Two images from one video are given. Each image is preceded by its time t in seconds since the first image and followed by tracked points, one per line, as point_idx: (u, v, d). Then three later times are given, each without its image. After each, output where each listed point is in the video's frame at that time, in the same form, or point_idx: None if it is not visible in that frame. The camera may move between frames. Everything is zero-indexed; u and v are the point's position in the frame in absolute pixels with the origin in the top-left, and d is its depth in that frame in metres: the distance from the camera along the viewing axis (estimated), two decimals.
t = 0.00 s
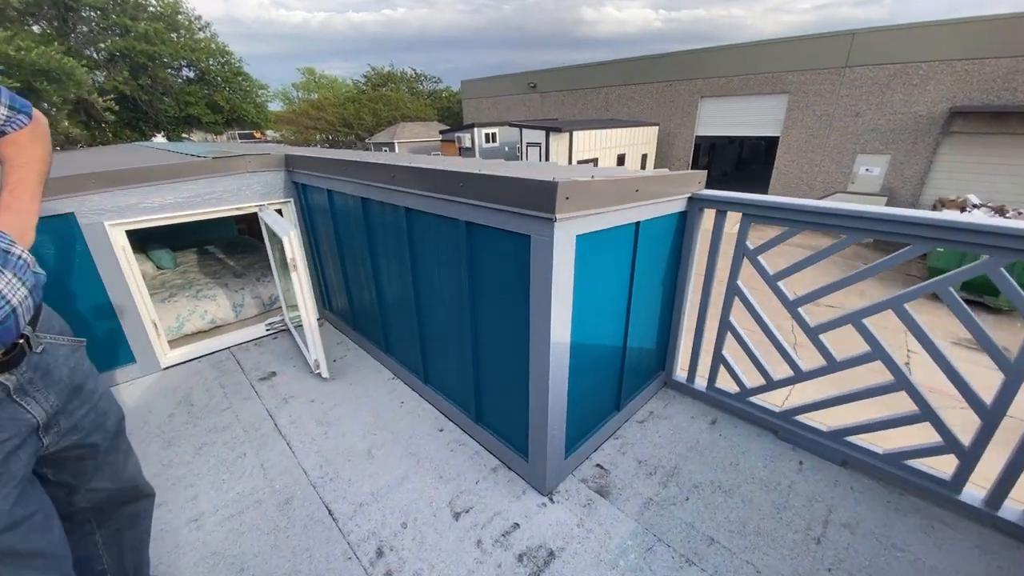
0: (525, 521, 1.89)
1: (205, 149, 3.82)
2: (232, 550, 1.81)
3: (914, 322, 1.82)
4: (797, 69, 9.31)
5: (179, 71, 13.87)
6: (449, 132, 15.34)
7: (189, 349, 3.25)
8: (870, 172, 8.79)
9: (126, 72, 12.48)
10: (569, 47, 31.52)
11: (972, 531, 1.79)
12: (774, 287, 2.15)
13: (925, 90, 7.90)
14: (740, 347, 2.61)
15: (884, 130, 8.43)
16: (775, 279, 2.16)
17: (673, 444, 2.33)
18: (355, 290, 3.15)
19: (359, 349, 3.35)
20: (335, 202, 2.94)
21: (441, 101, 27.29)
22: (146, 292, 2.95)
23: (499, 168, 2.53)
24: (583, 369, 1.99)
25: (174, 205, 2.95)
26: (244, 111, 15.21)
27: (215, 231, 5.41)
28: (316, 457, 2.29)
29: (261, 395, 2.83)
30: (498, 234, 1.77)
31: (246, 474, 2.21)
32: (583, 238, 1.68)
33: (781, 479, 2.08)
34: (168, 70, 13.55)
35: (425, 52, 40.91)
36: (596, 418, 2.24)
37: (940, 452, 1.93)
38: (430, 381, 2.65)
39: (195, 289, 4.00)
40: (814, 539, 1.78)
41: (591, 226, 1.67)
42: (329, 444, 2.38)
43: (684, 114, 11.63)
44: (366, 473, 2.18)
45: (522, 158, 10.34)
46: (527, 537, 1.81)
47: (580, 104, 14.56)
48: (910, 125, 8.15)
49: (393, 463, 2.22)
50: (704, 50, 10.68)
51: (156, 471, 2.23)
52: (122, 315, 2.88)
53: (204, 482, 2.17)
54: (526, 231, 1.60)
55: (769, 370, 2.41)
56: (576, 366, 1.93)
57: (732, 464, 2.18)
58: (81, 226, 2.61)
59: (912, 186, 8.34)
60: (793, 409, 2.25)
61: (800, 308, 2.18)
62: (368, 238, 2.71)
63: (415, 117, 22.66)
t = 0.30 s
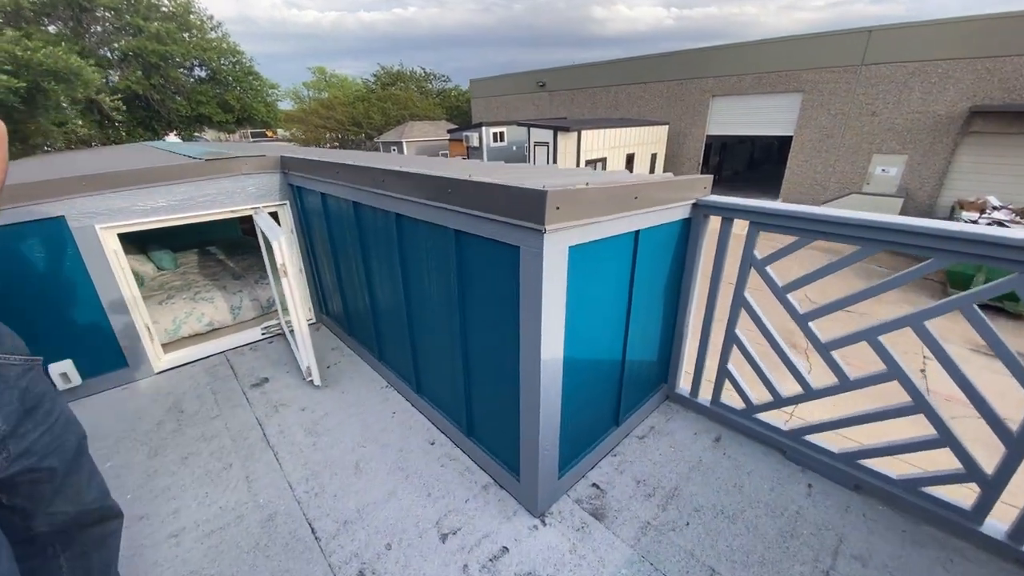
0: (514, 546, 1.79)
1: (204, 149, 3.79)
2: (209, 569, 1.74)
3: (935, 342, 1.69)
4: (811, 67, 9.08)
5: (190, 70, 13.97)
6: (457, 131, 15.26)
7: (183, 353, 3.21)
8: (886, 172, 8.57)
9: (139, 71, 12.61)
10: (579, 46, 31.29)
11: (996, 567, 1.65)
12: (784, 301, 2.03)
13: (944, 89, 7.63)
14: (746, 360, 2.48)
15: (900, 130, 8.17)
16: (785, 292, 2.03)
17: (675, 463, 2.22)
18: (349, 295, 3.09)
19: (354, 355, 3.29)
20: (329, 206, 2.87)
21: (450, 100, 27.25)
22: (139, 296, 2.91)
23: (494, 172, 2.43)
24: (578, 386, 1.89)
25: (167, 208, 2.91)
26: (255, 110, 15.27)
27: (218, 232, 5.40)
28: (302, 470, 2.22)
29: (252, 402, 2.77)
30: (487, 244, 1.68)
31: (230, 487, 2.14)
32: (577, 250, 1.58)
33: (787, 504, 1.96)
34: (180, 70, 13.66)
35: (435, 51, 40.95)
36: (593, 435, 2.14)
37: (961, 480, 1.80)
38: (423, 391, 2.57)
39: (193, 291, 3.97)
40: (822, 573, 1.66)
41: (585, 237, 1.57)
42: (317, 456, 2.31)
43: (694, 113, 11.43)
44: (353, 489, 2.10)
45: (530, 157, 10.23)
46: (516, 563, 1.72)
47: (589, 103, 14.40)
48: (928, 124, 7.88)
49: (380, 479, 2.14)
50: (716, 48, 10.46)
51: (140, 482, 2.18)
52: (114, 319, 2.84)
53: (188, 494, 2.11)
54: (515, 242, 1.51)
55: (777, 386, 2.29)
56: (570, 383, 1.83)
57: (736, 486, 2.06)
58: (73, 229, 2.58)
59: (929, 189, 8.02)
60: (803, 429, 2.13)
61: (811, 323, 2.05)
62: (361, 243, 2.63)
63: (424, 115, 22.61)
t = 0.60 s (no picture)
0: (511, 567, 1.69)
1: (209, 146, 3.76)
2: None
3: (976, 361, 1.54)
4: (832, 64, 8.78)
5: (207, 68, 14.10)
6: (468, 129, 15.16)
7: (184, 352, 3.17)
8: (909, 173, 8.23)
9: (157, 68, 12.74)
10: (593, 43, 30.99)
11: None
12: (805, 311, 1.89)
13: (971, 87, 7.30)
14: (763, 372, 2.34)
15: (925, 130, 7.85)
16: (807, 301, 1.89)
17: (685, 480, 2.10)
18: (351, 295, 3.02)
19: (356, 356, 3.22)
20: (330, 204, 2.80)
21: (463, 98, 27.22)
22: (140, 293, 2.87)
23: (499, 170, 2.33)
24: (583, 398, 1.78)
25: (169, 205, 2.86)
26: (269, 108, 15.29)
27: (225, 228, 5.38)
28: (296, 476, 2.15)
29: (249, 404, 2.72)
30: (486, 248, 1.58)
31: (222, 493, 2.08)
32: (583, 256, 1.47)
33: (806, 530, 1.83)
34: (197, 67, 13.79)
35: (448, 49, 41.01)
36: (598, 449, 2.03)
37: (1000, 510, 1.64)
38: (422, 397, 2.49)
39: (198, 288, 3.94)
40: None
41: (592, 243, 1.46)
42: (312, 463, 2.24)
43: (710, 111, 11.17)
44: (347, 499, 2.02)
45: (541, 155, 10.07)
46: None
47: (602, 101, 14.19)
48: (953, 124, 7.53)
49: (375, 489, 2.06)
50: (733, 44, 10.18)
51: (132, 485, 2.13)
52: (115, 317, 2.81)
53: (180, 499, 2.05)
54: (515, 247, 1.40)
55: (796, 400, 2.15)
56: (573, 395, 1.72)
57: (751, 508, 1.94)
58: (72, 225, 2.54)
59: (953, 191, 7.72)
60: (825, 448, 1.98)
61: (835, 335, 1.91)
62: (361, 244, 2.56)
63: (436, 113, 22.57)
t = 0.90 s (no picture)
0: None
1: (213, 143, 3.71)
2: None
3: None
4: (858, 60, 8.41)
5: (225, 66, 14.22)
6: (481, 126, 15.01)
7: (186, 353, 3.13)
8: (937, 173, 7.82)
9: (177, 66, 12.90)
10: (608, 39, 30.53)
11: None
12: (835, 328, 1.71)
13: (1004, 85, 6.89)
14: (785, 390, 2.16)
15: (954, 128, 7.47)
16: (838, 317, 1.72)
17: (699, 506, 1.95)
18: (352, 298, 2.93)
19: (357, 360, 3.14)
20: (331, 205, 2.71)
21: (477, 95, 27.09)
22: (141, 294, 2.83)
23: (504, 170, 2.20)
24: (589, 419, 1.65)
25: (170, 204, 2.80)
26: (286, 105, 15.27)
27: (234, 226, 5.37)
28: (289, 489, 2.07)
29: (247, 409, 2.65)
30: (484, 257, 1.45)
31: (212, 505, 2.00)
32: (589, 267, 1.33)
33: (834, 567, 1.66)
34: (216, 65, 13.92)
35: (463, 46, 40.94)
36: (604, 471, 1.89)
37: None
38: (421, 407, 2.39)
39: (203, 288, 3.91)
40: None
41: (600, 253, 1.32)
42: (305, 475, 2.15)
43: (729, 108, 10.84)
44: (338, 516, 1.93)
45: (554, 153, 9.88)
46: None
47: (618, 98, 13.92)
48: (985, 122, 7.14)
49: (368, 507, 1.96)
50: (754, 39, 9.83)
51: (123, 493, 2.06)
52: (115, 318, 2.77)
53: (169, 510, 1.98)
54: (515, 256, 1.27)
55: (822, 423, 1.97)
56: (578, 416, 1.58)
57: (771, 540, 1.78)
58: (70, 225, 2.50)
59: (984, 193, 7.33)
60: (854, 477, 1.81)
61: (869, 355, 1.73)
62: (361, 246, 2.46)
63: (450, 110, 22.43)
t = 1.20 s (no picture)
0: None
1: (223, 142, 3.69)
2: None
3: None
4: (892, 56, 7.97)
5: (250, 65, 14.44)
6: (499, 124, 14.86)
7: (194, 353, 3.11)
8: (976, 175, 7.29)
9: (204, 66, 13.17)
10: (631, 36, 29.96)
11: None
12: (876, 351, 1.54)
13: None
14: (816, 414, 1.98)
15: (996, 128, 6.98)
16: (880, 339, 1.54)
17: (719, 539, 1.79)
18: (358, 302, 2.86)
19: (363, 365, 3.07)
20: (337, 206, 2.64)
21: (497, 93, 26.95)
22: (149, 294, 2.82)
23: (515, 172, 2.08)
24: (598, 445, 1.52)
25: (179, 203, 2.78)
26: (309, 104, 15.38)
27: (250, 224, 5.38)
28: (285, 501, 2.00)
29: (250, 414, 2.60)
30: (487, 269, 1.33)
31: (208, 515, 1.94)
32: (600, 283, 1.20)
33: None
34: (241, 64, 14.12)
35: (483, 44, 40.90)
36: (614, 497, 1.76)
37: None
38: (424, 418, 2.29)
39: (216, 286, 3.91)
40: None
41: (613, 267, 1.19)
42: (303, 486, 2.08)
43: (754, 106, 10.45)
44: (333, 533, 1.84)
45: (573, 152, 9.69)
46: None
47: (639, 96, 13.61)
48: None
49: (364, 524, 1.87)
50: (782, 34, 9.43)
51: (121, 498, 2.02)
52: (123, 318, 2.76)
53: (165, 517, 1.92)
54: (517, 270, 1.15)
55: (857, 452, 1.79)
56: (586, 443, 1.46)
57: None
58: (78, 224, 2.49)
59: None
60: (893, 515, 1.63)
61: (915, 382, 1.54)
62: (365, 250, 2.37)
63: (469, 108, 22.36)
